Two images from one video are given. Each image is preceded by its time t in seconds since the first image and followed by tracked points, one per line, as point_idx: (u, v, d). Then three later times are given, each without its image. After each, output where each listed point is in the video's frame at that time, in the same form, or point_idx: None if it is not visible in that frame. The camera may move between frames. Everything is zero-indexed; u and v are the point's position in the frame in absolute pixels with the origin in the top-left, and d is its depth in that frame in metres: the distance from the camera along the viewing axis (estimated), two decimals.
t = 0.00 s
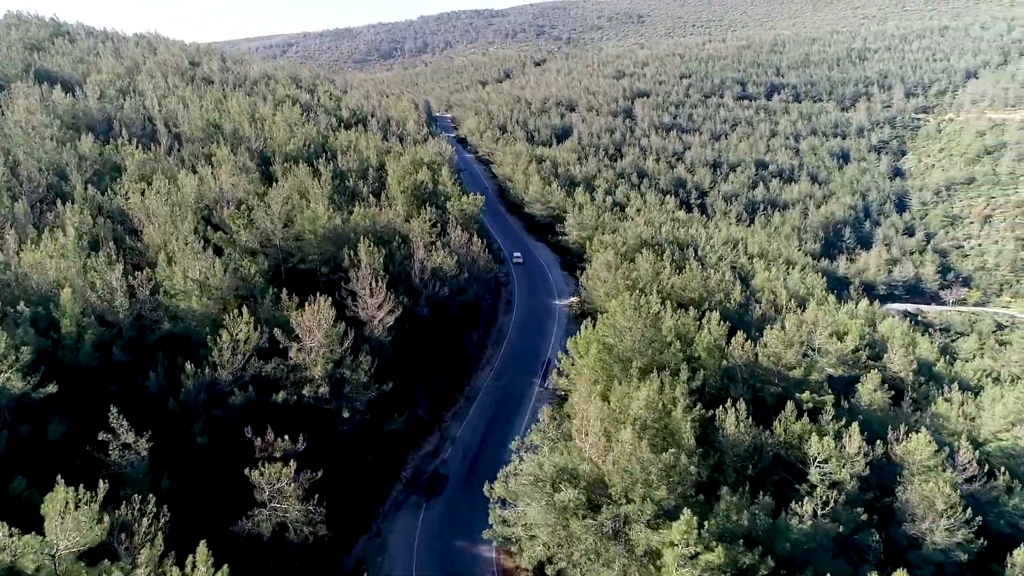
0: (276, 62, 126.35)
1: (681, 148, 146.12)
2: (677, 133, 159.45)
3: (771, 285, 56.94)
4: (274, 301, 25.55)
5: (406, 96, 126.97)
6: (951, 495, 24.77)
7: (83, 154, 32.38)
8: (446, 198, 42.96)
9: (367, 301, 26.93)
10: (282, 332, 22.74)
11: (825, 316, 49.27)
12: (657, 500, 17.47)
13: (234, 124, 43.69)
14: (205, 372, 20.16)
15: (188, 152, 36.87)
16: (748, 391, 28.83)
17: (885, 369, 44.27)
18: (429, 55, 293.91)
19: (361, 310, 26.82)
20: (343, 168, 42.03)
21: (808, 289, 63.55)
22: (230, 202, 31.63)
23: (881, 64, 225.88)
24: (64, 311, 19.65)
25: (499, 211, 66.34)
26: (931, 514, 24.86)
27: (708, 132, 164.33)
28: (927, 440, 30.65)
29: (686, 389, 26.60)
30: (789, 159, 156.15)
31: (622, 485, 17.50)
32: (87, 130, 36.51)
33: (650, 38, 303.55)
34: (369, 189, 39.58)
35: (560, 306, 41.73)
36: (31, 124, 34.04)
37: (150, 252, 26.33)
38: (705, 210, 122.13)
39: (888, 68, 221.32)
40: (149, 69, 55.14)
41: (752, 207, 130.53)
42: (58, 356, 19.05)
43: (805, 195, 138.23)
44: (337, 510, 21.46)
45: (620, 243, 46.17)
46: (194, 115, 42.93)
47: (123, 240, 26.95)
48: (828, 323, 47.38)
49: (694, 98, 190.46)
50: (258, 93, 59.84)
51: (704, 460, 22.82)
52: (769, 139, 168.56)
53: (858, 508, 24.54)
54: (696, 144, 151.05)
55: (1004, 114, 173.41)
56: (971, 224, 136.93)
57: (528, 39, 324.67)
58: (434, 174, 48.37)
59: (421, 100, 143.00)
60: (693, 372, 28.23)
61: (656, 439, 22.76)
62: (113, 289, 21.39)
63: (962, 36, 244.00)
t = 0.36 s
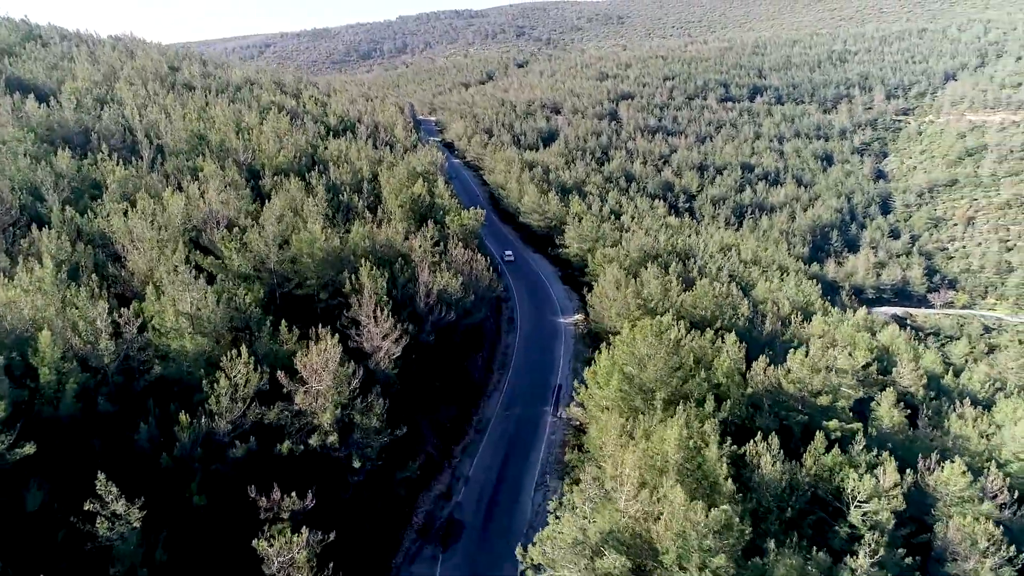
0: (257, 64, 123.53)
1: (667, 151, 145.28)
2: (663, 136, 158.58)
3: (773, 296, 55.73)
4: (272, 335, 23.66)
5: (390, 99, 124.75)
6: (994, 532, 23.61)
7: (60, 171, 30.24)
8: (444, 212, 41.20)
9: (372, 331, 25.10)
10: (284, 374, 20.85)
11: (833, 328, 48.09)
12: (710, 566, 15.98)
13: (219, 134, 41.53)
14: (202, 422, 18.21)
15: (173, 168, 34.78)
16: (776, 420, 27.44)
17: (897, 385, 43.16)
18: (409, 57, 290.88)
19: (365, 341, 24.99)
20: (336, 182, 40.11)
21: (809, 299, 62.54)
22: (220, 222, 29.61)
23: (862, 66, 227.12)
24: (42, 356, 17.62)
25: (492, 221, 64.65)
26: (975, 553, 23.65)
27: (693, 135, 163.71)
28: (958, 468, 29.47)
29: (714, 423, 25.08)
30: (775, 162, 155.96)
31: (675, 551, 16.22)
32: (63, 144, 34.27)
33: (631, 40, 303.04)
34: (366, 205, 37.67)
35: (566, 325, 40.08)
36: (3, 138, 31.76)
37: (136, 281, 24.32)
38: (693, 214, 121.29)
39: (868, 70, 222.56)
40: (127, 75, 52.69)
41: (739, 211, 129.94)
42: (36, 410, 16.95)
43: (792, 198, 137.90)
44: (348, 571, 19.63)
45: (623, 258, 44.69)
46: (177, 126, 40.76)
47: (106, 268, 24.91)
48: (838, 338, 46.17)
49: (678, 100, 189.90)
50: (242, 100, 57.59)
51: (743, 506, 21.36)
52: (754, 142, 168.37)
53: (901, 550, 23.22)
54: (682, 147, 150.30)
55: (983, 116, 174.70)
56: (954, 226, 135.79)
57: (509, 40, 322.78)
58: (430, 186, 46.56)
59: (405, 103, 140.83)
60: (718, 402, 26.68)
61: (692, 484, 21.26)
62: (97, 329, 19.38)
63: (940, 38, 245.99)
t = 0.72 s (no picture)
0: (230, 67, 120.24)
1: (648, 154, 144.44)
2: (643, 138, 157.78)
3: (770, 307, 54.50)
4: (268, 373, 21.67)
5: (368, 102, 122.01)
6: None
7: (29, 190, 27.87)
8: (438, 227, 39.38)
9: (375, 364, 23.22)
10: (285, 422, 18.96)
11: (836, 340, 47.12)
12: None
13: (198, 146, 39.17)
14: (197, 483, 16.22)
15: (151, 184, 32.48)
16: (802, 451, 26.14)
17: (904, 400, 42.27)
18: (383, 58, 287.18)
19: (368, 377, 23.12)
20: (324, 197, 38.05)
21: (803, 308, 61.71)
22: (205, 245, 27.46)
23: (836, 68, 228.70)
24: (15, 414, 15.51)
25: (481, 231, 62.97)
26: None
27: (673, 138, 163.18)
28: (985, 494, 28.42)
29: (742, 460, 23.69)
30: (755, 164, 156.01)
31: None
32: (30, 160, 31.80)
33: (607, 42, 302.49)
34: (357, 222, 35.70)
35: (568, 345, 38.51)
36: None
37: (114, 315, 22.14)
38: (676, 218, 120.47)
39: (843, 72, 224.08)
40: (98, 82, 49.93)
41: (722, 214, 129.47)
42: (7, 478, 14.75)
43: (773, 200, 137.84)
44: None
45: (623, 272, 43.26)
46: (153, 138, 38.34)
47: (82, 300, 22.69)
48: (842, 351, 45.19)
49: (657, 103, 189.44)
50: (220, 107, 55.06)
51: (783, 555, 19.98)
52: (733, 144, 168.46)
53: None
54: (663, 150, 149.68)
55: (957, 117, 176.31)
56: (932, 227, 131.82)
57: (484, 41, 320.31)
58: (422, 198, 44.68)
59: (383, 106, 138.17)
60: (744, 435, 25.20)
61: (728, 533, 19.74)
62: (76, 379, 17.27)
63: (912, 41, 248.71)
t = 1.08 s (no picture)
0: (205, 69, 116.92)
1: (631, 158, 143.57)
2: (625, 141, 156.90)
3: (769, 318, 53.45)
4: (270, 418, 19.79)
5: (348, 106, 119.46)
6: None
7: None
8: (436, 244, 37.61)
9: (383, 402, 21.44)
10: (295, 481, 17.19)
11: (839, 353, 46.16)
12: None
13: (179, 159, 36.94)
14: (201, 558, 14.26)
15: (131, 203, 30.31)
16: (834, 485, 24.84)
17: (913, 415, 41.36)
18: (359, 59, 283.38)
19: (377, 417, 21.34)
20: (315, 214, 36.07)
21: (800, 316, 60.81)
22: (194, 272, 25.43)
23: (813, 70, 230.18)
24: None
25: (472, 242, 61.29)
26: None
27: (654, 140, 162.56)
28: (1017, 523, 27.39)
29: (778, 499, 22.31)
30: (736, 166, 155.92)
31: None
32: None
33: (584, 43, 301.79)
34: (352, 241, 33.82)
35: (573, 368, 36.95)
36: None
37: (97, 357, 20.10)
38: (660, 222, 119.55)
39: (819, 75, 225.36)
40: (69, 89, 47.33)
41: (706, 218, 128.98)
42: None
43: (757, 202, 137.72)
44: None
45: (627, 287, 41.80)
46: (131, 151, 36.06)
47: (60, 340, 20.61)
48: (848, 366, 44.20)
49: (637, 105, 188.84)
50: (199, 115, 52.68)
51: None
52: (714, 146, 168.30)
53: None
54: (645, 153, 148.94)
55: (932, 119, 177.89)
56: (912, 229, 129.26)
57: (461, 42, 317.91)
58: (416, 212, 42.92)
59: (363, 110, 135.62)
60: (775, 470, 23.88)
61: None
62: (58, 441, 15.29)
63: (885, 43, 251.19)
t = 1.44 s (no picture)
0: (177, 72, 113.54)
1: (611, 160, 142.68)
2: (604, 144, 156.00)
3: (767, 327, 52.49)
4: (276, 469, 18.06)
5: (325, 109, 116.83)
6: None
7: None
8: (433, 261, 35.90)
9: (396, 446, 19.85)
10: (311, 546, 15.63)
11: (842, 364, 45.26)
12: None
13: (158, 173, 34.73)
14: None
15: (110, 224, 28.19)
16: (869, 519, 23.67)
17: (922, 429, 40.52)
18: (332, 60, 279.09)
19: (389, 462, 19.76)
20: (306, 231, 34.12)
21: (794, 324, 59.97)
22: (182, 301, 23.46)
23: (787, 72, 231.72)
24: None
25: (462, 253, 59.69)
26: None
27: (634, 143, 161.87)
28: None
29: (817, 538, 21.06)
30: (715, 169, 155.88)
31: None
32: None
33: (559, 44, 300.72)
34: (346, 261, 31.96)
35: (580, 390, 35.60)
36: None
37: (81, 405, 18.16)
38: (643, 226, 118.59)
39: (793, 77, 226.86)
40: (38, 98, 44.74)
41: (688, 221, 128.48)
42: None
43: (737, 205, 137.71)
44: None
45: (630, 301, 40.44)
46: (107, 165, 33.81)
47: (39, 385, 18.61)
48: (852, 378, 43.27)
49: (615, 107, 188.23)
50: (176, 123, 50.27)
51: None
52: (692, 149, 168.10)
53: None
54: (625, 156, 148.17)
55: (905, 121, 179.64)
56: (888, 231, 128.52)
57: (435, 43, 314.98)
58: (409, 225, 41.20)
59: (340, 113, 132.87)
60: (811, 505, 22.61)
61: None
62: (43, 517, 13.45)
63: (857, 45, 253.68)
